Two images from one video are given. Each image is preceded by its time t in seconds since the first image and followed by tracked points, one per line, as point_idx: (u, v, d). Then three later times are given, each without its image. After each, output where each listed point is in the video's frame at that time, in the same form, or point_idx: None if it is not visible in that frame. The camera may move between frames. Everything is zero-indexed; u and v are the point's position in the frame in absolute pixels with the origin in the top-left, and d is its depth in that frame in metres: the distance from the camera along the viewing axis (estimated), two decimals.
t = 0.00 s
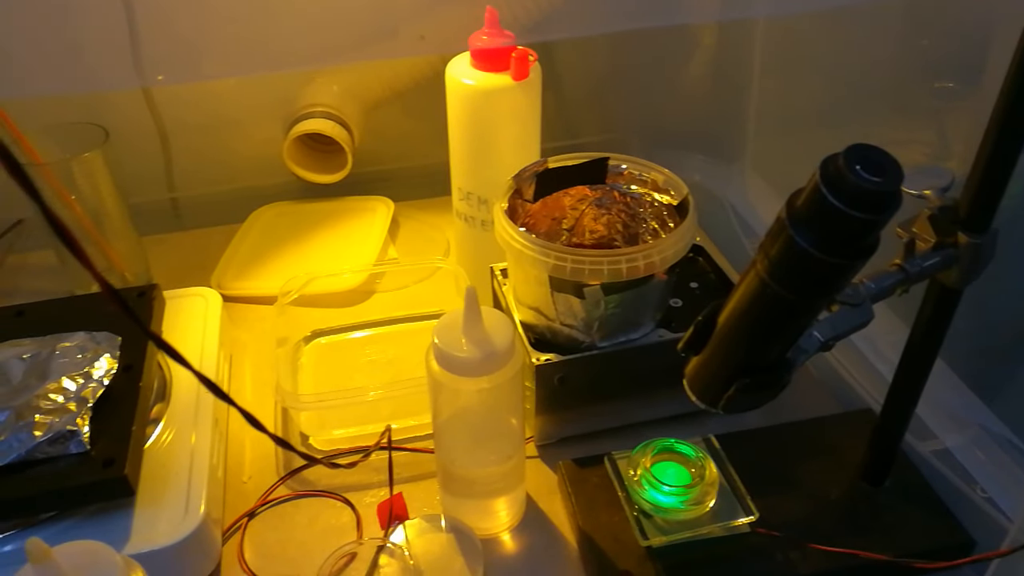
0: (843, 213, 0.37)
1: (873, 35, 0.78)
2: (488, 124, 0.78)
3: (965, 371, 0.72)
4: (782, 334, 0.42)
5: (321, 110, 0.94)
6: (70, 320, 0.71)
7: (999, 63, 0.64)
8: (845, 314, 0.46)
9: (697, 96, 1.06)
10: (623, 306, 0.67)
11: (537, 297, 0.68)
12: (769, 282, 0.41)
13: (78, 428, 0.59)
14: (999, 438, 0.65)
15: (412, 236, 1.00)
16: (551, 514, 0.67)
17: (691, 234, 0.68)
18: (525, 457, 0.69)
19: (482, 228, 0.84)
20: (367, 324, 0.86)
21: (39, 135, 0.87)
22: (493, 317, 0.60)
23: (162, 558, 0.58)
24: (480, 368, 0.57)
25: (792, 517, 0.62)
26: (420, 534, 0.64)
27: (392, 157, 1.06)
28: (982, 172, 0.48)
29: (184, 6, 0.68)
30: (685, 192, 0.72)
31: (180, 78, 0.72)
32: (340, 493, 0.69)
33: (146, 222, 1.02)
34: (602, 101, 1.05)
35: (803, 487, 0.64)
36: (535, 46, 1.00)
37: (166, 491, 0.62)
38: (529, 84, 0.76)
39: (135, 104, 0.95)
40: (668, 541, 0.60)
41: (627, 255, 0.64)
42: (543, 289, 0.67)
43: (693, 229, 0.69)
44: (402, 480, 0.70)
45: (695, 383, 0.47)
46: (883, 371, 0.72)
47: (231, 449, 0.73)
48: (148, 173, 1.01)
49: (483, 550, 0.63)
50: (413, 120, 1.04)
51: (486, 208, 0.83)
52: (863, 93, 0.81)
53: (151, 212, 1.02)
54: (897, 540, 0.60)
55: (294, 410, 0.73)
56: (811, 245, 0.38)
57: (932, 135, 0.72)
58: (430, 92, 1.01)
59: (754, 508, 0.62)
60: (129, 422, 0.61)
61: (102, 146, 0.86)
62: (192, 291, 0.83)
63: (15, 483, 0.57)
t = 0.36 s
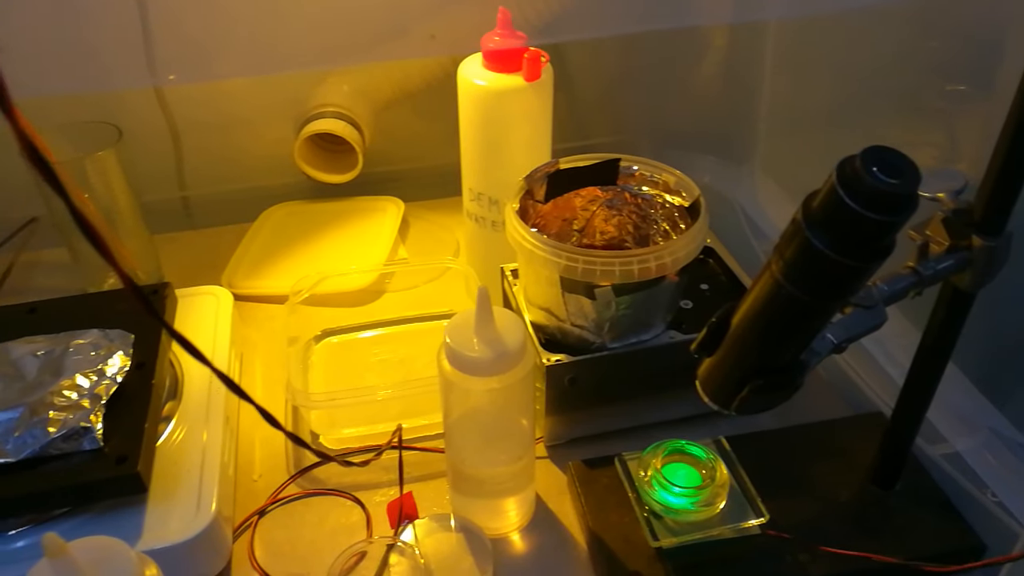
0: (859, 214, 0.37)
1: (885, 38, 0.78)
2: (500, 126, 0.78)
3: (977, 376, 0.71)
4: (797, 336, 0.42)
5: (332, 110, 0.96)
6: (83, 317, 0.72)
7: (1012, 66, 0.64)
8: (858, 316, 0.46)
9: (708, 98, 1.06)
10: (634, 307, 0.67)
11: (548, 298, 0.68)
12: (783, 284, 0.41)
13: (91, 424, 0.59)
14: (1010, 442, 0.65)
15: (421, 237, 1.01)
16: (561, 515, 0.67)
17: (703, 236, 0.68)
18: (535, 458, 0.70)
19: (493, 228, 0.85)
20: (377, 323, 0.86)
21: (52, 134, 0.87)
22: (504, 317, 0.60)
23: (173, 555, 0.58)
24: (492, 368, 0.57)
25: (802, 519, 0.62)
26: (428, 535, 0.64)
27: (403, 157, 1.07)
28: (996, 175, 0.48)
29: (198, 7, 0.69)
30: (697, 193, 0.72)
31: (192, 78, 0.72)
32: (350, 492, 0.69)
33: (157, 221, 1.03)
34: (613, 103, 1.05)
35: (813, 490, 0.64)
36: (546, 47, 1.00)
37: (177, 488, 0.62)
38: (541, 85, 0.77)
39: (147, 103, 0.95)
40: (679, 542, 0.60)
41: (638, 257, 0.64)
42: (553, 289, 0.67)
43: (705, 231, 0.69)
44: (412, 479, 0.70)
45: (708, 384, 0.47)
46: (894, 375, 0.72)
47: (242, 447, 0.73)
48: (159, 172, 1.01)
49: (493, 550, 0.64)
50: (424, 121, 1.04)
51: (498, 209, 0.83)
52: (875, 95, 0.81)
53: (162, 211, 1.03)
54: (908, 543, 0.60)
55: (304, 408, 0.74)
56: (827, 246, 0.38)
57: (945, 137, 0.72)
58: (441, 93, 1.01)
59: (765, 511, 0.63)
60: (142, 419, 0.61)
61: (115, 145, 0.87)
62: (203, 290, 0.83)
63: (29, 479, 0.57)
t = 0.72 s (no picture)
0: (874, 215, 0.37)
1: (895, 40, 0.78)
2: (509, 126, 0.77)
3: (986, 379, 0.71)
4: (810, 337, 0.42)
5: (342, 110, 0.94)
6: (95, 315, 0.72)
7: None
8: (870, 318, 0.46)
9: (718, 99, 1.06)
10: (644, 308, 0.67)
11: (558, 298, 0.69)
12: (797, 285, 0.41)
13: (104, 421, 0.59)
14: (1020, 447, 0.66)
15: (431, 237, 1.01)
16: (569, 515, 0.67)
17: (713, 237, 0.68)
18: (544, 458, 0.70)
19: (502, 229, 0.85)
20: (386, 323, 0.86)
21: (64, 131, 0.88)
22: (515, 317, 0.60)
23: (183, 551, 0.58)
24: (502, 367, 0.58)
25: (811, 521, 0.62)
26: (436, 534, 0.64)
27: (412, 157, 1.07)
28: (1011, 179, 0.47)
29: (209, 6, 0.69)
30: (708, 195, 0.72)
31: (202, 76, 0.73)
32: (360, 490, 0.69)
33: (167, 219, 1.03)
34: (622, 104, 1.06)
35: (822, 492, 0.64)
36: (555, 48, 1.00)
37: (188, 485, 0.62)
38: (552, 85, 0.76)
39: (159, 102, 0.95)
40: (688, 543, 0.60)
41: (649, 257, 0.64)
42: (564, 289, 0.67)
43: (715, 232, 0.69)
44: (421, 478, 0.71)
45: (719, 385, 0.47)
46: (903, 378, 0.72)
47: (252, 445, 0.73)
48: (170, 170, 1.02)
49: (502, 550, 0.64)
50: (433, 121, 1.04)
51: (507, 209, 0.83)
52: (886, 98, 0.81)
53: (172, 209, 1.03)
54: (916, 546, 0.60)
55: (314, 406, 0.74)
56: (841, 247, 0.39)
57: (956, 140, 0.72)
58: (451, 93, 1.01)
59: (774, 512, 0.63)
60: (154, 416, 0.62)
61: (127, 143, 0.87)
62: (214, 288, 0.84)
63: (41, 475, 0.57)
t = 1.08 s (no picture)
0: (887, 219, 0.37)
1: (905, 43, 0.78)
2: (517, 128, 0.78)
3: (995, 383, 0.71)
4: (821, 340, 0.43)
5: (351, 110, 0.96)
6: (106, 313, 0.72)
7: None
8: (881, 320, 0.46)
9: (726, 101, 1.06)
10: (653, 310, 0.67)
11: (567, 299, 0.69)
12: (809, 287, 0.41)
13: (115, 419, 0.60)
14: None
15: (439, 237, 1.01)
16: (577, 515, 0.67)
17: (722, 239, 0.68)
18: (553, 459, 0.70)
19: (511, 229, 0.85)
20: (394, 323, 0.87)
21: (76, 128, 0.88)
22: (524, 318, 0.60)
23: (193, 549, 0.58)
24: (512, 368, 0.58)
25: (820, 523, 0.62)
26: (444, 535, 0.64)
27: (420, 158, 1.07)
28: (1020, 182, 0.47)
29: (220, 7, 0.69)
30: (717, 197, 0.72)
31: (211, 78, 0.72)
32: (368, 490, 0.70)
33: (176, 218, 1.04)
34: (631, 105, 1.06)
35: (830, 495, 0.64)
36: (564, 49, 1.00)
37: (198, 484, 0.63)
38: (562, 86, 0.77)
39: (169, 102, 0.96)
40: (696, 545, 0.60)
41: (658, 259, 0.64)
42: (572, 290, 0.67)
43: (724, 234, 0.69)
44: (430, 478, 0.71)
45: (730, 386, 0.47)
46: (911, 381, 0.72)
47: (261, 444, 0.74)
48: (179, 170, 1.02)
49: (510, 551, 0.64)
50: (442, 122, 1.04)
51: (516, 210, 0.83)
52: (896, 102, 0.81)
53: (181, 208, 1.04)
54: (925, 549, 0.60)
55: (322, 406, 0.74)
56: (854, 250, 0.39)
57: (966, 144, 0.72)
58: (460, 94, 1.02)
59: (782, 514, 0.63)
60: (164, 414, 0.62)
61: (138, 143, 0.88)
62: (223, 287, 0.84)
63: (53, 472, 0.57)
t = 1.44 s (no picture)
0: (904, 221, 0.37)
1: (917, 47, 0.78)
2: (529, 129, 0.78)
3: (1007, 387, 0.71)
4: (836, 342, 0.43)
5: (364, 111, 0.96)
6: (119, 311, 0.73)
7: None
8: (895, 323, 0.46)
9: (737, 104, 1.06)
10: (665, 311, 0.67)
11: (578, 300, 0.69)
12: (825, 289, 0.41)
13: (129, 416, 0.60)
14: None
15: (449, 238, 1.01)
16: (587, 516, 0.67)
17: (734, 242, 0.68)
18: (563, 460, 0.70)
19: (522, 230, 0.85)
20: (405, 323, 0.87)
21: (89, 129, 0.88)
22: (536, 318, 0.60)
23: (205, 546, 0.59)
24: (524, 368, 0.58)
25: (831, 526, 0.62)
26: (455, 534, 0.64)
27: (431, 158, 1.07)
28: None
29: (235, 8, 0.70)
30: (729, 199, 0.72)
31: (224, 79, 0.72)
32: (378, 489, 0.70)
33: (188, 217, 1.04)
34: (642, 108, 1.06)
35: (841, 497, 0.64)
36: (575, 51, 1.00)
37: (210, 481, 0.63)
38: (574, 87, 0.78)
39: (182, 102, 0.96)
40: (708, 546, 0.60)
41: (670, 260, 0.64)
42: (584, 292, 0.68)
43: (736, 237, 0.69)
44: (440, 478, 0.71)
45: (743, 388, 0.47)
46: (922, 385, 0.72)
47: (272, 442, 0.74)
48: (190, 169, 1.02)
49: (520, 551, 0.64)
50: (452, 123, 1.04)
51: (528, 210, 0.84)
52: (908, 105, 0.81)
53: (192, 207, 1.04)
54: (936, 552, 0.60)
55: (334, 404, 0.74)
56: (870, 253, 0.39)
57: (978, 148, 0.72)
58: (471, 96, 1.02)
59: (793, 516, 0.63)
60: (177, 412, 0.62)
61: (151, 142, 0.88)
62: (236, 286, 0.84)
63: (67, 468, 0.58)
